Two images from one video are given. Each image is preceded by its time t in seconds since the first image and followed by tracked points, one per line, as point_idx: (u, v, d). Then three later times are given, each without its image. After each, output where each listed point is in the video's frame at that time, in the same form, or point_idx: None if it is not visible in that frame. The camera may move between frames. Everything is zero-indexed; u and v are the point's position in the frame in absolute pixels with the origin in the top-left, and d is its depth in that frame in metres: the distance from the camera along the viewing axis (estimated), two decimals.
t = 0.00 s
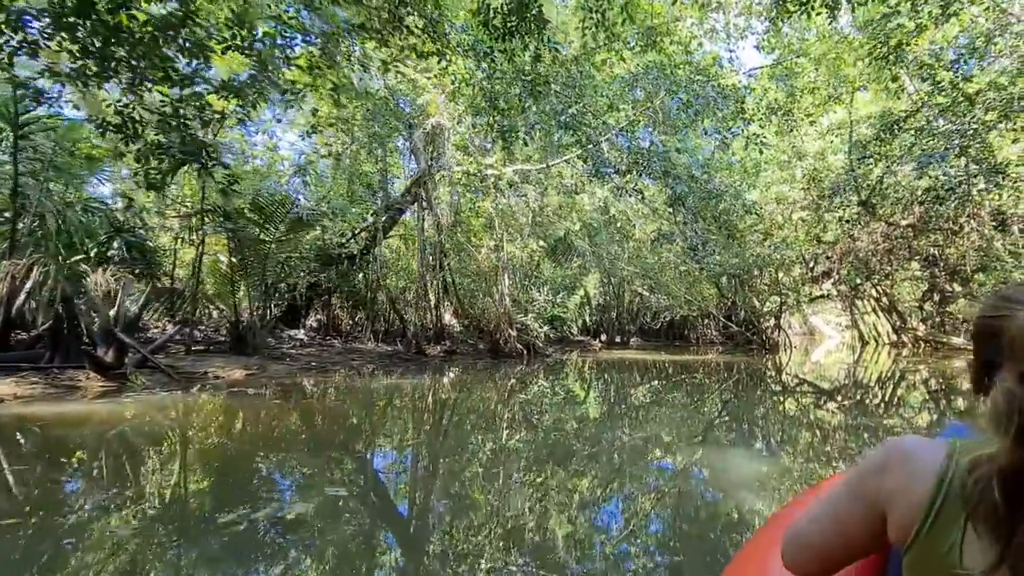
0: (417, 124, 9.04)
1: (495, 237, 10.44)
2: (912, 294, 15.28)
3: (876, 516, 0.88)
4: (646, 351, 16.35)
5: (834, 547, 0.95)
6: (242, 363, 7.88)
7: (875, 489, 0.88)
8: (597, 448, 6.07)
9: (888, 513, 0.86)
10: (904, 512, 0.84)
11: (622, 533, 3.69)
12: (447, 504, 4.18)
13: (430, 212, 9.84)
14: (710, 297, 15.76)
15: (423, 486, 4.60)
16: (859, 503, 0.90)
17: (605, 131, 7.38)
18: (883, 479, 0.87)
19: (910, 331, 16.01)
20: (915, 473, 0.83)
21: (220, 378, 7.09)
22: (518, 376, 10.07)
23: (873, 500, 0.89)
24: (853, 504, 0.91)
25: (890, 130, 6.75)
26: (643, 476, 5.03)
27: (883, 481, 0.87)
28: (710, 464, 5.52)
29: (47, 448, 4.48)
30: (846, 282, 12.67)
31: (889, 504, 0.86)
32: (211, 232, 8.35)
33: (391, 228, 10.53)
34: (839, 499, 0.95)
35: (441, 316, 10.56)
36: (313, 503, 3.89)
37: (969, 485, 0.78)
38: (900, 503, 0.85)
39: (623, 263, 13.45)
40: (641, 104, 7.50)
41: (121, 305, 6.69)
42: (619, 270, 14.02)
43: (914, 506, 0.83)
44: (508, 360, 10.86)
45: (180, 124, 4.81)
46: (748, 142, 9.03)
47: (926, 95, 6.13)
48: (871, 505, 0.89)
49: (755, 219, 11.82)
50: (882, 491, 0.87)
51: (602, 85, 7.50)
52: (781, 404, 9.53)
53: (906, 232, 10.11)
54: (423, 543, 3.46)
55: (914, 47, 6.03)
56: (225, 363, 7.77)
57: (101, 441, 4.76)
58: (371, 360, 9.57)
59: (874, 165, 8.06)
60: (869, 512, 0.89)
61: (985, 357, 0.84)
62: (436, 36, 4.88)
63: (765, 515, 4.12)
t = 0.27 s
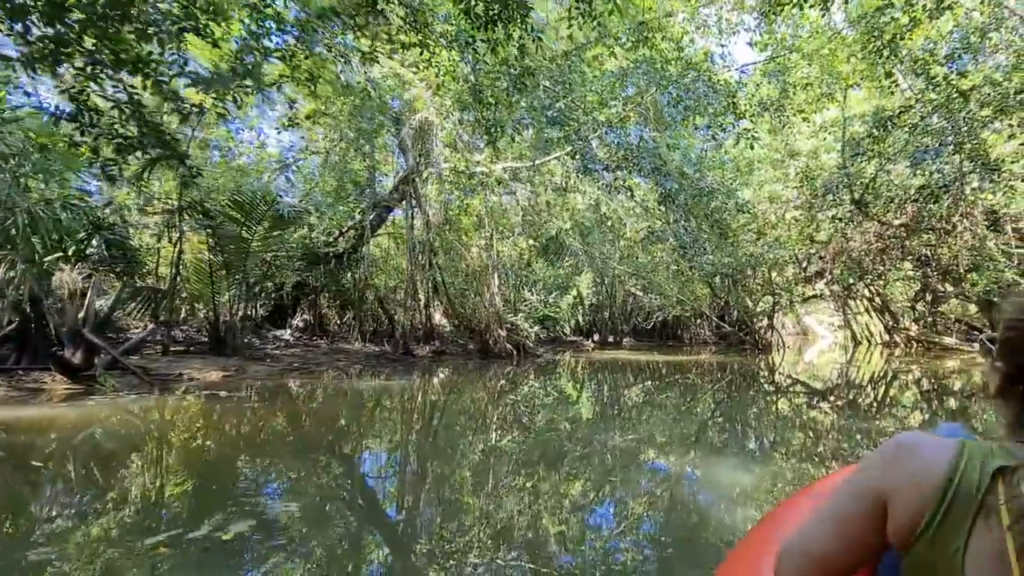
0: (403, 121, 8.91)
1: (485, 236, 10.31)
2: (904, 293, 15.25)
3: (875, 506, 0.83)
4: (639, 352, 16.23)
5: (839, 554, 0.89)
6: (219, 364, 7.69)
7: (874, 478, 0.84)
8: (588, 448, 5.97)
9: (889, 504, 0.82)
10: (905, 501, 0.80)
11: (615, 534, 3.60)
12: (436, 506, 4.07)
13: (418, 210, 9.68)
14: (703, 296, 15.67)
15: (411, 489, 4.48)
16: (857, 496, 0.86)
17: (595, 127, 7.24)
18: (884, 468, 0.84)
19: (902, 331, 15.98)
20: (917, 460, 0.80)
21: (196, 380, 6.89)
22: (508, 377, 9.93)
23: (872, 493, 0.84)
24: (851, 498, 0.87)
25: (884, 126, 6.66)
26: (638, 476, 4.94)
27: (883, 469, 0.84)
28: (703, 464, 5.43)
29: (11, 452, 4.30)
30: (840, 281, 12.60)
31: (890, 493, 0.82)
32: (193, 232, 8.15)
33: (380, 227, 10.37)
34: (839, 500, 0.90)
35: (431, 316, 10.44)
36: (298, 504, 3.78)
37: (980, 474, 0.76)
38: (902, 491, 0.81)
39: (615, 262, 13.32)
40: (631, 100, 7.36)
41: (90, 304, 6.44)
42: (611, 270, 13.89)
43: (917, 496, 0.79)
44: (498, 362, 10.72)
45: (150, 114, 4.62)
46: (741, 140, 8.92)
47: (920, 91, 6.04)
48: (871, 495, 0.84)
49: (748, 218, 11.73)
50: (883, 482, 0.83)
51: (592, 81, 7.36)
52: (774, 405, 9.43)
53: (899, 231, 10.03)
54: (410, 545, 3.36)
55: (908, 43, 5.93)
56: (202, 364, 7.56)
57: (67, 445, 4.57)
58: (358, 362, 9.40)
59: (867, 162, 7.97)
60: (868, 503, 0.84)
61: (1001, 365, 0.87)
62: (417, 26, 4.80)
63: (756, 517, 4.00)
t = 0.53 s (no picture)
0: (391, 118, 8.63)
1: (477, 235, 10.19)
2: (899, 293, 15.17)
3: (875, 500, 0.79)
4: (633, 352, 16.13)
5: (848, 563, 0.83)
6: (198, 366, 7.48)
7: (874, 470, 0.80)
8: (581, 449, 5.87)
9: (890, 499, 0.78)
10: (907, 496, 0.76)
11: (608, 530, 3.58)
12: (426, 507, 4.00)
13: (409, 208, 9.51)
14: (697, 296, 15.61)
15: (402, 491, 4.40)
16: (855, 488, 0.82)
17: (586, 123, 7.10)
18: (886, 463, 0.80)
19: (897, 330, 15.93)
20: (918, 454, 0.77)
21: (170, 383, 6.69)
22: (500, 378, 9.79)
23: (871, 486, 0.80)
24: (850, 493, 0.82)
25: (880, 122, 6.55)
26: (631, 475, 4.88)
27: (884, 462, 0.80)
28: (697, 464, 5.34)
29: None
30: (835, 281, 12.51)
31: (891, 487, 0.78)
32: (175, 231, 8.01)
33: (370, 226, 10.23)
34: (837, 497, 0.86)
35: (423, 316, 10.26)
36: (285, 507, 3.70)
37: (980, 472, 0.73)
38: (903, 484, 0.77)
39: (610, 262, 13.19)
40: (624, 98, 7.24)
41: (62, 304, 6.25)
42: (605, 270, 13.80)
43: (919, 491, 0.76)
44: (490, 363, 10.58)
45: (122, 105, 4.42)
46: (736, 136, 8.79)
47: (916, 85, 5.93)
48: (871, 490, 0.80)
49: (742, 217, 11.65)
50: (882, 475, 0.79)
51: (582, 76, 7.23)
52: (769, 405, 9.32)
53: (894, 230, 9.95)
54: (400, 547, 3.30)
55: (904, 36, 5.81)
56: (180, 366, 7.37)
57: (37, 450, 4.40)
58: (347, 363, 9.24)
59: (862, 161, 7.88)
60: (867, 497, 0.80)
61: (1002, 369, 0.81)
62: (400, 16, 4.61)
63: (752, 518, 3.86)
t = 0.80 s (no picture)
0: (378, 113, 8.11)
1: (469, 234, 10.06)
2: (895, 293, 15.10)
3: (849, 503, 0.71)
4: (628, 353, 16.00)
5: None
6: (175, 367, 7.26)
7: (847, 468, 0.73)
8: (573, 450, 5.75)
9: (864, 502, 0.70)
10: (882, 495, 0.69)
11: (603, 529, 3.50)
12: (416, 510, 3.89)
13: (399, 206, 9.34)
14: (692, 296, 15.50)
15: (392, 493, 4.29)
16: (827, 490, 0.73)
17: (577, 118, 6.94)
18: (856, 464, 0.72)
19: (892, 330, 15.86)
20: (889, 451, 0.71)
21: (144, 385, 6.45)
22: (492, 379, 9.65)
23: (844, 487, 0.72)
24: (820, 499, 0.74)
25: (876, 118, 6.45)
26: (625, 475, 4.78)
27: (856, 460, 0.72)
28: (691, 464, 5.23)
29: None
30: (831, 281, 12.40)
31: (866, 489, 0.70)
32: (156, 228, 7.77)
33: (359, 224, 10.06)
34: (807, 502, 0.79)
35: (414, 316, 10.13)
36: (270, 512, 3.58)
37: (949, 464, 0.68)
38: (878, 482, 0.70)
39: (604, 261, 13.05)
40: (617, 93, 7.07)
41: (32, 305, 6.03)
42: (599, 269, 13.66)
43: (893, 490, 0.69)
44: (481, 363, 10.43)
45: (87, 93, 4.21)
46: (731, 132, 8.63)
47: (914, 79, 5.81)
48: (844, 494, 0.72)
49: (737, 216, 11.53)
50: (856, 477, 0.71)
51: (573, 70, 7.09)
52: (764, 406, 9.20)
53: (890, 229, 9.84)
54: (389, 551, 3.19)
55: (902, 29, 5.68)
56: (157, 368, 7.15)
57: None
58: (335, 364, 9.08)
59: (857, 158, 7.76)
60: (842, 500, 0.72)
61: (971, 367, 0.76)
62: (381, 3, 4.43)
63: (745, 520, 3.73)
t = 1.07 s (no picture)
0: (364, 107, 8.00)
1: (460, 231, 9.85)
2: (891, 292, 14.97)
3: (837, 498, 0.73)
4: (623, 353, 15.84)
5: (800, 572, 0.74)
6: (148, 368, 7.04)
7: (830, 464, 0.75)
8: (563, 450, 5.58)
9: (849, 497, 0.72)
10: (867, 489, 0.72)
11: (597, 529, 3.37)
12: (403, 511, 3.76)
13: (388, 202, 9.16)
14: (687, 295, 15.37)
15: (380, 494, 4.15)
16: (814, 488, 0.75)
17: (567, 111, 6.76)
18: (839, 461, 0.75)
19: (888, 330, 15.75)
20: (873, 447, 0.73)
21: (115, 388, 6.22)
22: (482, 379, 9.48)
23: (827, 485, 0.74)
24: (807, 496, 0.75)
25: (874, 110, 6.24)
26: (619, 475, 4.62)
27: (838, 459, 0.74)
28: (684, 465, 5.07)
29: None
30: (826, 281, 12.27)
31: (851, 485, 0.72)
32: (134, 221, 7.51)
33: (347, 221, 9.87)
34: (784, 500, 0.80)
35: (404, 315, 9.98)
36: (252, 513, 3.44)
37: (931, 458, 0.71)
38: (861, 476, 0.72)
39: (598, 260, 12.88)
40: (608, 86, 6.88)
41: None
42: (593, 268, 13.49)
43: (877, 484, 0.71)
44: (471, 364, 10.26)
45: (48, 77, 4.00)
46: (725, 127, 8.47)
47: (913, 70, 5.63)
48: (829, 490, 0.74)
49: (732, 215, 11.39)
50: (840, 473, 0.73)
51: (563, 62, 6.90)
52: (759, 406, 9.05)
53: (886, 226, 9.70)
54: (366, 554, 3.04)
55: (900, 19, 5.52)
56: (131, 369, 6.93)
57: None
58: (322, 365, 8.90)
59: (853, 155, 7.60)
60: (829, 497, 0.73)
61: (952, 360, 0.80)
62: None
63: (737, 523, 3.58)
